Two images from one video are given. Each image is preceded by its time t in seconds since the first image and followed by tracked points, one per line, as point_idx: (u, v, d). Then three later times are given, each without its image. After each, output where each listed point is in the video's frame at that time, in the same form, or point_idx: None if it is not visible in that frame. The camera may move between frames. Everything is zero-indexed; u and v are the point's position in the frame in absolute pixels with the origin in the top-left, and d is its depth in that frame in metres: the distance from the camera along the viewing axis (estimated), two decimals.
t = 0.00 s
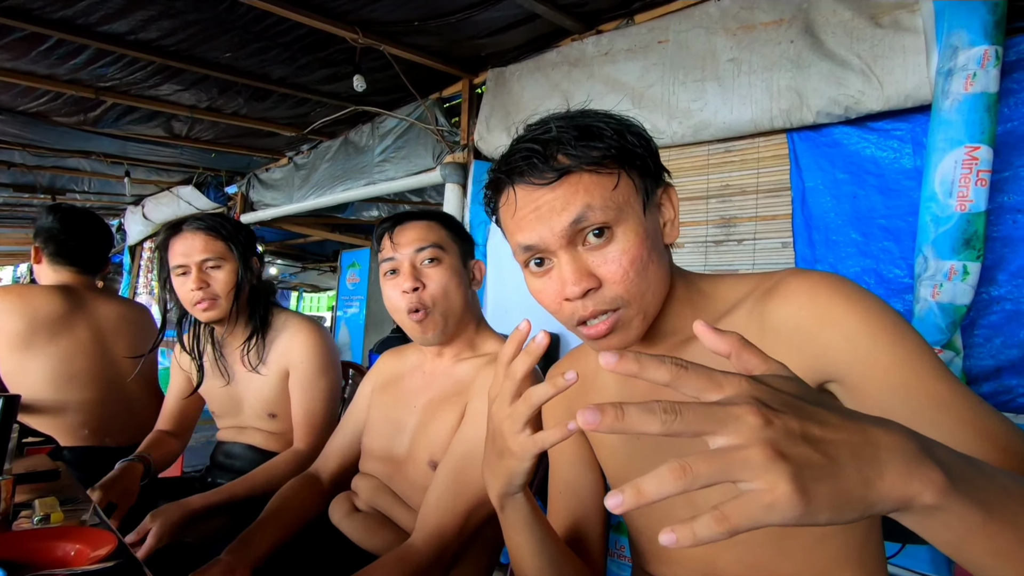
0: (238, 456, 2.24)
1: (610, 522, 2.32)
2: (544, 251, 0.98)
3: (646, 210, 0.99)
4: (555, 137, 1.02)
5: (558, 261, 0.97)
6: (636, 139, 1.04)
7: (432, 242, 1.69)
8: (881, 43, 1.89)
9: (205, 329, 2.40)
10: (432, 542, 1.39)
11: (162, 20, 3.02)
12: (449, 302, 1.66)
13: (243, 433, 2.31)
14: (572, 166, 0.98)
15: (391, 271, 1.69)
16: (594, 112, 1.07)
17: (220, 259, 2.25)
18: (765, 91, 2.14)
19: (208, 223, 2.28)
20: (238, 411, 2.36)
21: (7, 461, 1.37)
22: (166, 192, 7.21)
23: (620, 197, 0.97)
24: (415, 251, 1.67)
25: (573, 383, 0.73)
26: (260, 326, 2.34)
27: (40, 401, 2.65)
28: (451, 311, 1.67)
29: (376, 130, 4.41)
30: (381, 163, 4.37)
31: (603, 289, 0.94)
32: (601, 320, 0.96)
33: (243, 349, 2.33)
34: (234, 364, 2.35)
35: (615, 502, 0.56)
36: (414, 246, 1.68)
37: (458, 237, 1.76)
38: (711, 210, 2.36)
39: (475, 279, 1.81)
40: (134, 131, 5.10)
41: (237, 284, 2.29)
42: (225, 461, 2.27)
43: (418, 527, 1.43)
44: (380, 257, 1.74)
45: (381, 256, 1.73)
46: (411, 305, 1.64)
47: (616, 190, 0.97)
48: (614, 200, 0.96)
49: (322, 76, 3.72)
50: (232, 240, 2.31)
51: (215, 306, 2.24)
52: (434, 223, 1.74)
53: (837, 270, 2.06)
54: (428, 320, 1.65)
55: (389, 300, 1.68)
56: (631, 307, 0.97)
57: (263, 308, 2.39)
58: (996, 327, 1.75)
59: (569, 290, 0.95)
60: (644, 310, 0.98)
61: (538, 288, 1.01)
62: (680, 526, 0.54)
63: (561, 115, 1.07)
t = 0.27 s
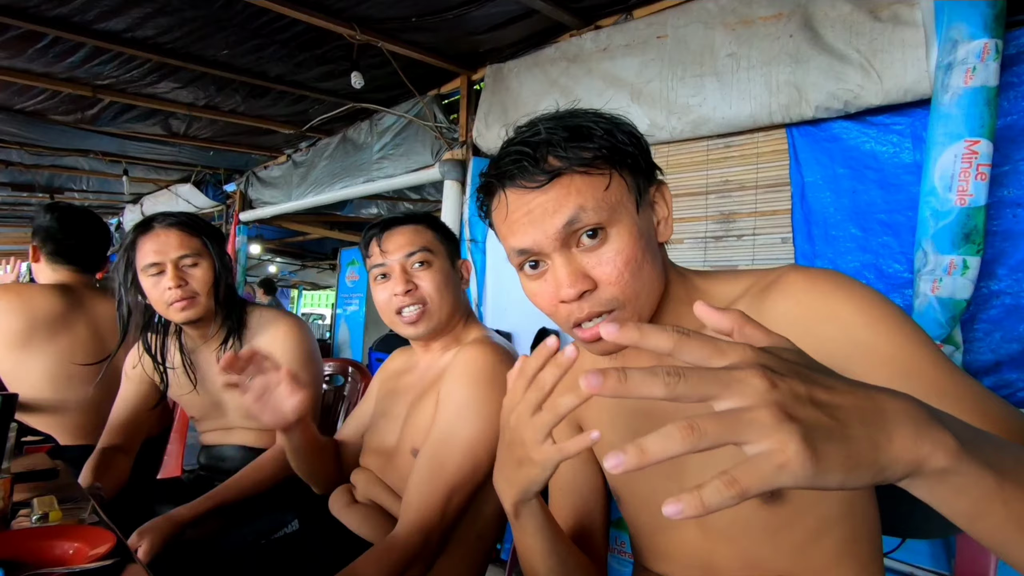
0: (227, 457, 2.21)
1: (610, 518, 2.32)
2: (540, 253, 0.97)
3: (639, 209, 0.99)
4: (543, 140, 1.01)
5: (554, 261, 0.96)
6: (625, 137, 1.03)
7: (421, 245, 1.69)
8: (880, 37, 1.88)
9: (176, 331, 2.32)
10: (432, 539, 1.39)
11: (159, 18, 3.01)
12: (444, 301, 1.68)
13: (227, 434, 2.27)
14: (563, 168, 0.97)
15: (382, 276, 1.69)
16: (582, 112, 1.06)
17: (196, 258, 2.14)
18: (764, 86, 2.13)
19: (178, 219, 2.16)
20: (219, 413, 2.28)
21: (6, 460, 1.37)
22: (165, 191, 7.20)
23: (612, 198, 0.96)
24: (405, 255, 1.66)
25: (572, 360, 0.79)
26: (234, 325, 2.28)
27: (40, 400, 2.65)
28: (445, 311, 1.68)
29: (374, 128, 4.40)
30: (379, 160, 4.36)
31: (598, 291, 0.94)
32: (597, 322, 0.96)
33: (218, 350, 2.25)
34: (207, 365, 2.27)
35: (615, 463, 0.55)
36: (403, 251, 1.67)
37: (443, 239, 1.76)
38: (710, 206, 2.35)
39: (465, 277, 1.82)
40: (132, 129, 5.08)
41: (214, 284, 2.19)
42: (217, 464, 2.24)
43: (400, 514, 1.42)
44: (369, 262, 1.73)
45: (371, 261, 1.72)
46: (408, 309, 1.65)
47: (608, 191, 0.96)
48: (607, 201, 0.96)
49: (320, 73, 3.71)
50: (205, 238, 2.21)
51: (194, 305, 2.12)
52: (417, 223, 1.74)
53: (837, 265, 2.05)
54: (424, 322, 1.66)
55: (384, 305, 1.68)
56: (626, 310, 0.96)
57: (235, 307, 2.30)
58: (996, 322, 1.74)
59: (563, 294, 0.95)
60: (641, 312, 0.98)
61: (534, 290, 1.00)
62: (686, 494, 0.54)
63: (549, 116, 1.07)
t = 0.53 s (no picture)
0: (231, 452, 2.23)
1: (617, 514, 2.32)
2: (562, 249, 0.97)
3: (667, 203, 0.98)
4: (569, 130, 1.00)
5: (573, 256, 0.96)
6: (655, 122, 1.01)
7: (472, 255, 1.57)
8: (890, 29, 1.86)
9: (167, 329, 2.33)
10: (439, 534, 1.40)
11: (165, 15, 3.01)
12: (486, 318, 1.62)
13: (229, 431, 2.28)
14: (591, 160, 0.96)
15: (424, 282, 1.56)
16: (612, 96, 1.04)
17: (192, 252, 2.15)
18: (771, 80, 2.12)
19: (170, 215, 2.18)
20: (216, 409, 2.30)
21: (18, 456, 1.38)
22: (172, 188, 7.23)
23: (639, 193, 0.95)
24: (457, 267, 1.54)
25: (618, 494, 0.76)
26: (227, 319, 2.27)
27: (52, 396, 2.68)
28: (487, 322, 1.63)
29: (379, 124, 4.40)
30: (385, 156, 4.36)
31: (620, 287, 0.94)
32: (615, 317, 0.97)
33: (211, 346, 2.25)
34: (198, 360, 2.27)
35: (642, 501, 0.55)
36: (455, 262, 1.54)
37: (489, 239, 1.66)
38: (717, 200, 2.35)
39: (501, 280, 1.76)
40: (139, 127, 5.11)
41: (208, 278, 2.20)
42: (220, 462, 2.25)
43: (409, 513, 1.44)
44: (408, 260, 1.56)
45: (411, 261, 1.55)
46: (454, 326, 1.57)
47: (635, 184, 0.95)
48: (634, 197, 0.95)
49: (326, 70, 3.71)
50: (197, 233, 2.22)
51: (191, 297, 2.13)
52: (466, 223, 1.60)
53: (845, 260, 2.04)
54: (465, 337, 1.61)
55: (423, 315, 1.58)
56: (646, 305, 0.97)
57: (227, 303, 2.30)
58: (1006, 316, 1.73)
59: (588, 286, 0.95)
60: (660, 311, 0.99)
61: (555, 280, 1.01)
62: (703, 524, 0.53)
63: (580, 101, 1.05)
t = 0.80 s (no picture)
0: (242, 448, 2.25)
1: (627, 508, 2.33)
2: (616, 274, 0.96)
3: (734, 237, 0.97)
4: (618, 146, 0.94)
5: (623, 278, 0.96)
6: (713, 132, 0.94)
7: (473, 254, 1.56)
8: (901, 19, 1.83)
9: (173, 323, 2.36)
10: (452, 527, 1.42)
11: (173, 14, 3.03)
12: (489, 318, 1.62)
13: (241, 426, 2.31)
14: (662, 212, 0.90)
15: (423, 282, 1.55)
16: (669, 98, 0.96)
17: (197, 246, 2.17)
18: (780, 72, 2.10)
19: (177, 211, 2.20)
20: (226, 404, 2.31)
21: (37, 450, 1.40)
22: (182, 186, 7.28)
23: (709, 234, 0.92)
24: (458, 267, 1.53)
25: (597, 524, 0.98)
26: (233, 313, 2.28)
27: (66, 392, 2.71)
28: (491, 318, 1.64)
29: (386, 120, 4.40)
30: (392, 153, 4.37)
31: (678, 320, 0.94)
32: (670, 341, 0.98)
33: (217, 340, 2.27)
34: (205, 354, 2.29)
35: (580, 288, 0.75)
36: (455, 263, 1.53)
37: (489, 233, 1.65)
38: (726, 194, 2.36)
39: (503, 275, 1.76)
40: (148, 126, 5.14)
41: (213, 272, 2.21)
42: (234, 457, 2.27)
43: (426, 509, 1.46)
44: (406, 259, 1.55)
45: (409, 261, 1.55)
46: (454, 326, 1.57)
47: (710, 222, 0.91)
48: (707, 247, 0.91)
49: (333, 66, 3.72)
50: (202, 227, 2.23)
51: (195, 291, 2.15)
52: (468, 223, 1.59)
53: (856, 252, 2.03)
54: (469, 337, 1.61)
55: (423, 315, 1.58)
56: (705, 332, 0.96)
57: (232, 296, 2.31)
58: (1019, 308, 1.72)
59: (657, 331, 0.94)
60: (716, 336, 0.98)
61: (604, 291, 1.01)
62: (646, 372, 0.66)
63: (640, 123, 0.95)
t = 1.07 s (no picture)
0: (254, 443, 2.27)
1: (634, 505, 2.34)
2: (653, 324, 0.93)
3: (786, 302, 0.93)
4: (668, 245, 0.82)
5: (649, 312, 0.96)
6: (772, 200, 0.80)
7: (493, 233, 1.62)
8: (911, 13, 1.81)
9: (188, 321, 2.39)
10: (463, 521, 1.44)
11: (181, 13, 3.04)
12: (508, 293, 1.67)
13: (252, 423, 2.33)
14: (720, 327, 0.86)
15: (447, 258, 1.64)
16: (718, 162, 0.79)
17: (210, 244, 2.19)
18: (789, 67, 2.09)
19: (191, 209, 2.21)
20: (238, 401, 2.34)
21: (51, 447, 1.42)
22: (190, 184, 7.32)
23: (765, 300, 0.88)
24: (478, 244, 1.60)
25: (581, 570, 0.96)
26: (247, 312, 2.30)
27: (78, 389, 2.74)
28: (512, 293, 1.68)
29: (393, 117, 4.40)
30: (399, 150, 4.37)
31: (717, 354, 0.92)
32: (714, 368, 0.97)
33: (229, 337, 2.29)
34: (218, 350, 2.32)
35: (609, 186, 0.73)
36: (475, 240, 1.61)
37: (514, 215, 1.70)
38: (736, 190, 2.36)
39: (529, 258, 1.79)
40: (156, 124, 5.17)
41: (225, 270, 2.23)
42: (243, 452, 2.29)
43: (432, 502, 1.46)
44: (433, 239, 1.66)
45: (436, 240, 1.65)
46: (474, 299, 1.64)
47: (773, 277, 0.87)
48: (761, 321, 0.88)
49: (339, 64, 3.73)
50: (215, 225, 2.25)
51: (208, 289, 2.16)
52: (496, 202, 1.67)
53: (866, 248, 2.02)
54: (488, 311, 1.67)
55: (446, 289, 1.66)
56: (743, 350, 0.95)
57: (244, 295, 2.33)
58: None
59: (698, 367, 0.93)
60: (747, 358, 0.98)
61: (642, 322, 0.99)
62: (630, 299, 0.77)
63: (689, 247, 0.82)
